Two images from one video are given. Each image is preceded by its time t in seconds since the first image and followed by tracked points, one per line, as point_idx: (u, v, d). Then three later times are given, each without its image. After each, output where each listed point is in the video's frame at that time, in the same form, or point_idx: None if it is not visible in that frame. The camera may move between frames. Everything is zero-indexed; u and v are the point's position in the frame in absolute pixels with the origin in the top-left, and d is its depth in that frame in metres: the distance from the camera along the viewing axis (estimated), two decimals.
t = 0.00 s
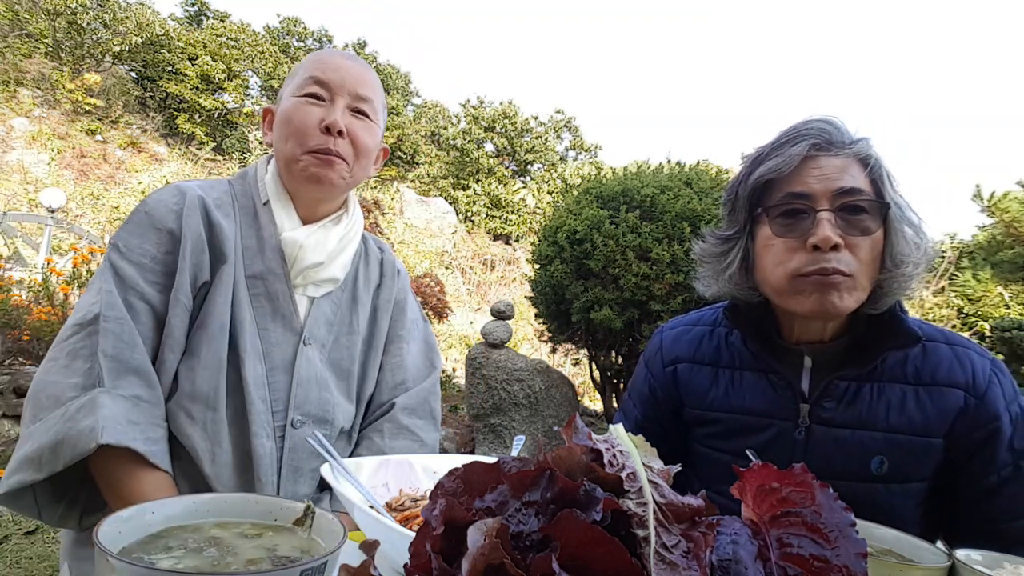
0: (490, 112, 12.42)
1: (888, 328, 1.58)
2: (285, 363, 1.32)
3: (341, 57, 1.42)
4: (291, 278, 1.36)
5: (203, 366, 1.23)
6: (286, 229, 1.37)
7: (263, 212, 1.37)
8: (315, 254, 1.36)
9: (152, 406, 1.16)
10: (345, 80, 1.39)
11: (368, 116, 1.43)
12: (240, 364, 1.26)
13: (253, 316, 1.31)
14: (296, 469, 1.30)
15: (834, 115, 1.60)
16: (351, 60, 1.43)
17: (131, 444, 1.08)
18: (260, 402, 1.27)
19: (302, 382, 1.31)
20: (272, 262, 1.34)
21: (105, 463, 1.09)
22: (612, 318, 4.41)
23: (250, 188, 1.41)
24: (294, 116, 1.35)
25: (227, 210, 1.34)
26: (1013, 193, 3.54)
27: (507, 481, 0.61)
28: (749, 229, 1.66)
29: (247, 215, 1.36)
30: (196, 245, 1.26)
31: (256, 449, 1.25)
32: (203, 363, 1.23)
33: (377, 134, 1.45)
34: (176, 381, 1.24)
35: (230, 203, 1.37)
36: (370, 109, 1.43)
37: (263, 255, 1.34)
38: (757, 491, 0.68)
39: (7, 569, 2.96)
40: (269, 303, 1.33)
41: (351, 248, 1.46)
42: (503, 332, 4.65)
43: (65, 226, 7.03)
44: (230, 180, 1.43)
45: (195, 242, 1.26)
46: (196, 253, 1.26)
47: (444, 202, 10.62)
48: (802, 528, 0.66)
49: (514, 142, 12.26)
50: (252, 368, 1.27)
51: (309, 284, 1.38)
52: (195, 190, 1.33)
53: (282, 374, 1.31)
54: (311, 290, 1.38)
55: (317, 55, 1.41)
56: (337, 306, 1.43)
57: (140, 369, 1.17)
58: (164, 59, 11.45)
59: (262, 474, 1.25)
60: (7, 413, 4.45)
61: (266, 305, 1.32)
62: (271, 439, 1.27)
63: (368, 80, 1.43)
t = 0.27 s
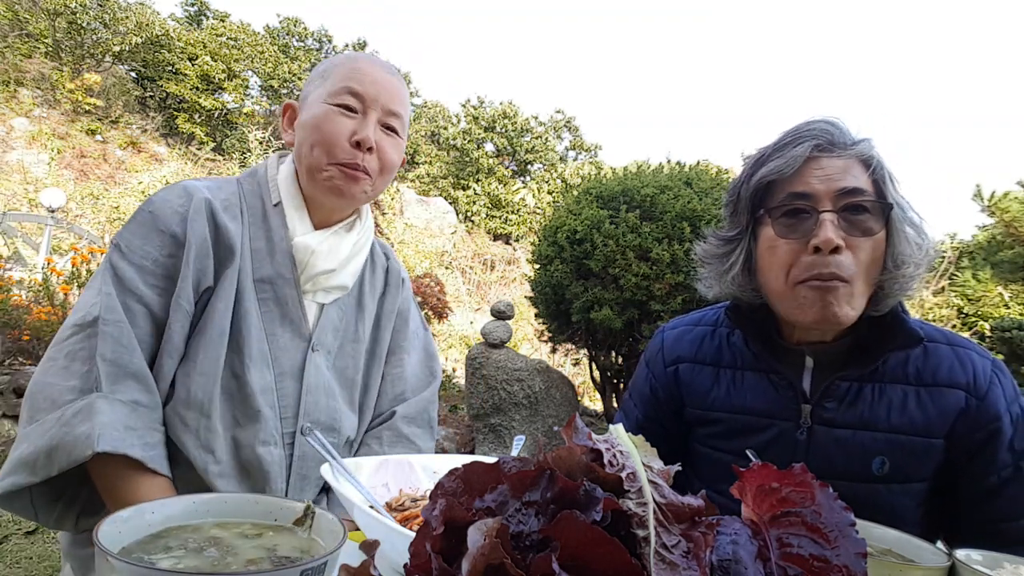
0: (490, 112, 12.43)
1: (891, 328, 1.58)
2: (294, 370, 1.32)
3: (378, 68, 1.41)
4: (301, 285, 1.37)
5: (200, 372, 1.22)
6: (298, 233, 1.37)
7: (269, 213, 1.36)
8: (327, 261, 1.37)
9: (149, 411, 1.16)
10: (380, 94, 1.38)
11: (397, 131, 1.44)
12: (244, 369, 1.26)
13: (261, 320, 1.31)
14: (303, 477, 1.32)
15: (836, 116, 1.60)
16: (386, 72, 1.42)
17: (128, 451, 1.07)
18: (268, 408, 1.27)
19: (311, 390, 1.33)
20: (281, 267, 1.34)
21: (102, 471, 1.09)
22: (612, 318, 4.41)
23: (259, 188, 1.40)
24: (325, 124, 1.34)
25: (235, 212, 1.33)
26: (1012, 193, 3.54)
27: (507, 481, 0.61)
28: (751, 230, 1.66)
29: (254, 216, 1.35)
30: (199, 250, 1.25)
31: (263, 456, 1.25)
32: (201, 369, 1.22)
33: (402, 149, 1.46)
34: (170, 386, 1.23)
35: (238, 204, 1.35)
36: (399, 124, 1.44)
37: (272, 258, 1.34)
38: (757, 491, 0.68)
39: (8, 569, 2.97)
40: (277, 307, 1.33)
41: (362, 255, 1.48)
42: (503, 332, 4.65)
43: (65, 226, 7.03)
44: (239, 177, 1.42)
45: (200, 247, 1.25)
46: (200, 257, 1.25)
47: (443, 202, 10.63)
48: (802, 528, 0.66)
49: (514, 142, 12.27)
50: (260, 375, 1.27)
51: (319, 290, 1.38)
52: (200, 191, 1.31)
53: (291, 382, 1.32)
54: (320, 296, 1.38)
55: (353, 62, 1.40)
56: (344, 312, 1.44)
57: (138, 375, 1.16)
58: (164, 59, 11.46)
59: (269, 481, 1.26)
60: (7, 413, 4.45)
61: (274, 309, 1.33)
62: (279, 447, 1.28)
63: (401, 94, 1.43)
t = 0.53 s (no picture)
0: (490, 113, 12.45)
1: (891, 328, 1.58)
2: (292, 377, 1.32)
3: (371, 59, 1.40)
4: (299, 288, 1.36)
5: (194, 381, 1.22)
6: (297, 236, 1.37)
7: (268, 213, 1.36)
8: (325, 264, 1.37)
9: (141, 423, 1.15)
10: (373, 84, 1.38)
11: (391, 122, 1.43)
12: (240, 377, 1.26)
13: (258, 326, 1.31)
14: (300, 487, 1.32)
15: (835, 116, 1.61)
16: (381, 63, 1.41)
17: (116, 466, 1.07)
18: (265, 417, 1.27)
19: (309, 398, 1.32)
20: (279, 271, 1.33)
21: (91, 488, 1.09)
22: (612, 318, 4.41)
23: (259, 187, 1.39)
24: (317, 116, 1.34)
25: (231, 216, 1.32)
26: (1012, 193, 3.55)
27: (507, 481, 0.61)
28: (751, 231, 1.66)
29: (255, 217, 1.35)
30: (194, 256, 1.24)
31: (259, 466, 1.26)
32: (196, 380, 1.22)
33: (398, 140, 1.45)
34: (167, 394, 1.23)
35: (235, 206, 1.34)
36: (394, 115, 1.43)
37: (270, 262, 1.33)
38: (757, 491, 0.68)
39: (8, 569, 2.97)
40: (275, 313, 1.33)
41: (362, 255, 1.48)
42: (503, 331, 4.62)
43: (65, 226, 7.04)
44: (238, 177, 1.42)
45: (195, 253, 1.24)
46: (196, 264, 1.24)
47: (444, 202, 10.64)
48: (802, 528, 0.66)
49: (514, 142, 12.29)
50: (256, 384, 1.27)
51: (317, 294, 1.38)
52: (198, 194, 1.31)
53: (288, 390, 1.31)
54: (319, 300, 1.38)
55: (347, 54, 1.40)
56: (345, 316, 1.43)
57: (131, 387, 1.16)
58: (164, 59, 11.46)
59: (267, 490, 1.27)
60: (7, 412, 4.46)
61: (272, 315, 1.32)
62: (276, 457, 1.28)
63: (396, 84, 1.42)
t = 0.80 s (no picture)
0: (490, 112, 12.47)
1: (890, 328, 1.58)
2: (291, 381, 1.32)
3: (365, 54, 1.39)
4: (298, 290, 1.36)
5: (189, 386, 1.22)
6: (294, 236, 1.37)
7: (264, 214, 1.36)
8: (323, 266, 1.37)
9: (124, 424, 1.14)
10: (367, 79, 1.37)
11: (387, 117, 1.41)
12: (239, 381, 1.26)
13: (256, 328, 1.30)
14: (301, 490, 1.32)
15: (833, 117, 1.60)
16: (375, 57, 1.40)
17: (65, 446, 1.01)
18: (263, 421, 1.27)
19: (307, 402, 1.32)
20: (277, 272, 1.33)
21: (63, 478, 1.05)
22: (612, 318, 4.41)
23: (256, 188, 1.39)
24: (310, 112, 1.33)
25: (225, 218, 1.31)
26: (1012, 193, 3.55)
27: (507, 481, 0.61)
28: (748, 233, 1.66)
29: (251, 218, 1.35)
30: (177, 261, 1.21)
31: (257, 470, 1.26)
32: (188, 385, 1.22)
33: (394, 135, 1.43)
34: (162, 398, 1.24)
35: (229, 209, 1.33)
36: (389, 109, 1.42)
37: (267, 263, 1.33)
38: (757, 491, 0.68)
39: (7, 569, 2.96)
40: (273, 315, 1.32)
41: (363, 254, 1.47)
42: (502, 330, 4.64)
43: (66, 226, 7.04)
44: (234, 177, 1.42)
45: (178, 257, 1.21)
46: (179, 268, 1.21)
47: (444, 202, 10.64)
48: (802, 528, 0.66)
49: (514, 142, 12.32)
50: (254, 387, 1.27)
51: (316, 295, 1.37)
52: (189, 197, 1.29)
53: (286, 394, 1.31)
54: (318, 301, 1.37)
55: (340, 50, 1.39)
56: (345, 317, 1.43)
57: (83, 372, 1.11)
58: (164, 59, 11.48)
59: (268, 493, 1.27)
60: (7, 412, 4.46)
61: (270, 317, 1.32)
62: (275, 461, 1.28)
63: (390, 79, 1.41)
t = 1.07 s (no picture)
0: (490, 112, 12.52)
1: (889, 328, 1.57)
2: (288, 386, 1.31)
3: (366, 54, 1.38)
4: (295, 293, 1.35)
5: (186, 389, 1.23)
6: (291, 238, 1.37)
7: (260, 215, 1.36)
8: (320, 269, 1.36)
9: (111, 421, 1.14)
10: (367, 82, 1.36)
11: (387, 119, 1.41)
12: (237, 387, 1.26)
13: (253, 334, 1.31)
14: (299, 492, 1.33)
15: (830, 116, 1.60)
16: (375, 57, 1.39)
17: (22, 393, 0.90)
18: (260, 427, 1.27)
19: (305, 407, 1.31)
20: (273, 275, 1.34)
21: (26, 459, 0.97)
22: (612, 318, 4.41)
23: (254, 187, 1.39)
24: (309, 116, 1.33)
25: (213, 217, 1.32)
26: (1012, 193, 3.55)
27: (507, 481, 0.61)
28: (744, 233, 1.66)
29: (248, 219, 1.35)
30: (153, 246, 1.22)
31: (256, 476, 1.26)
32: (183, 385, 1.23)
33: (395, 137, 1.43)
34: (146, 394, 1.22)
35: (217, 207, 1.34)
36: (390, 111, 1.41)
37: (263, 267, 1.34)
38: (757, 491, 0.68)
39: (7, 570, 2.96)
40: (271, 318, 1.33)
41: (362, 255, 1.47)
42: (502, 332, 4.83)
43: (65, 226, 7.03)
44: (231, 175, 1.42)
45: (155, 243, 1.23)
46: (158, 256, 1.23)
47: (444, 202, 10.65)
48: (802, 528, 0.66)
49: (514, 143, 12.37)
50: (252, 392, 1.27)
51: (314, 298, 1.36)
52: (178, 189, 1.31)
53: (284, 399, 1.31)
54: (316, 304, 1.37)
55: (340, 49, 1.37)
56: (346, 319, 1.42)
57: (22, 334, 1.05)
58: (165, 59, 11.48)
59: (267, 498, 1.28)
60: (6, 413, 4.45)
61: (267, 321, 1.33)
62: (273, 468, 1.29)
63: (392, 80, 1.40)
